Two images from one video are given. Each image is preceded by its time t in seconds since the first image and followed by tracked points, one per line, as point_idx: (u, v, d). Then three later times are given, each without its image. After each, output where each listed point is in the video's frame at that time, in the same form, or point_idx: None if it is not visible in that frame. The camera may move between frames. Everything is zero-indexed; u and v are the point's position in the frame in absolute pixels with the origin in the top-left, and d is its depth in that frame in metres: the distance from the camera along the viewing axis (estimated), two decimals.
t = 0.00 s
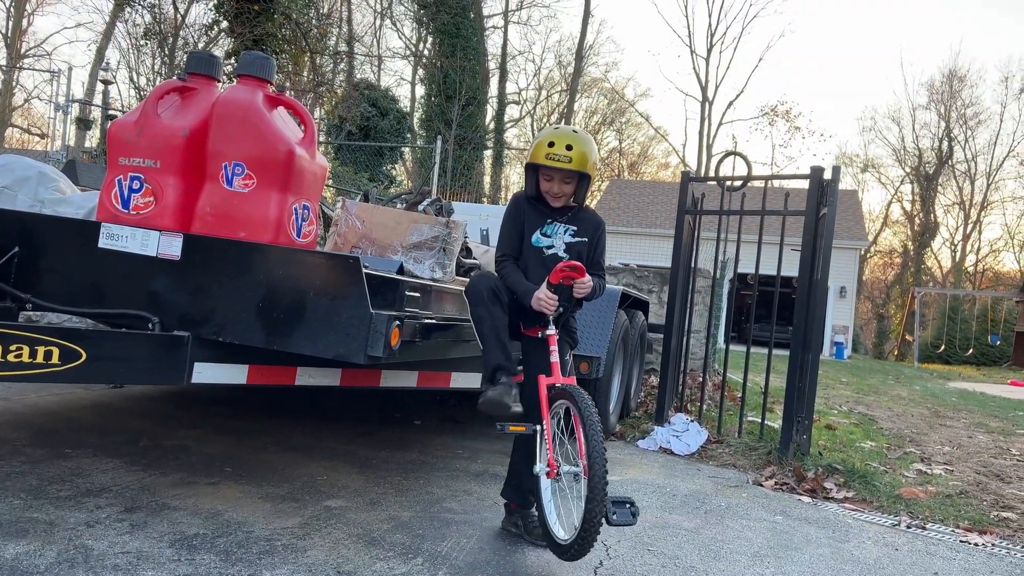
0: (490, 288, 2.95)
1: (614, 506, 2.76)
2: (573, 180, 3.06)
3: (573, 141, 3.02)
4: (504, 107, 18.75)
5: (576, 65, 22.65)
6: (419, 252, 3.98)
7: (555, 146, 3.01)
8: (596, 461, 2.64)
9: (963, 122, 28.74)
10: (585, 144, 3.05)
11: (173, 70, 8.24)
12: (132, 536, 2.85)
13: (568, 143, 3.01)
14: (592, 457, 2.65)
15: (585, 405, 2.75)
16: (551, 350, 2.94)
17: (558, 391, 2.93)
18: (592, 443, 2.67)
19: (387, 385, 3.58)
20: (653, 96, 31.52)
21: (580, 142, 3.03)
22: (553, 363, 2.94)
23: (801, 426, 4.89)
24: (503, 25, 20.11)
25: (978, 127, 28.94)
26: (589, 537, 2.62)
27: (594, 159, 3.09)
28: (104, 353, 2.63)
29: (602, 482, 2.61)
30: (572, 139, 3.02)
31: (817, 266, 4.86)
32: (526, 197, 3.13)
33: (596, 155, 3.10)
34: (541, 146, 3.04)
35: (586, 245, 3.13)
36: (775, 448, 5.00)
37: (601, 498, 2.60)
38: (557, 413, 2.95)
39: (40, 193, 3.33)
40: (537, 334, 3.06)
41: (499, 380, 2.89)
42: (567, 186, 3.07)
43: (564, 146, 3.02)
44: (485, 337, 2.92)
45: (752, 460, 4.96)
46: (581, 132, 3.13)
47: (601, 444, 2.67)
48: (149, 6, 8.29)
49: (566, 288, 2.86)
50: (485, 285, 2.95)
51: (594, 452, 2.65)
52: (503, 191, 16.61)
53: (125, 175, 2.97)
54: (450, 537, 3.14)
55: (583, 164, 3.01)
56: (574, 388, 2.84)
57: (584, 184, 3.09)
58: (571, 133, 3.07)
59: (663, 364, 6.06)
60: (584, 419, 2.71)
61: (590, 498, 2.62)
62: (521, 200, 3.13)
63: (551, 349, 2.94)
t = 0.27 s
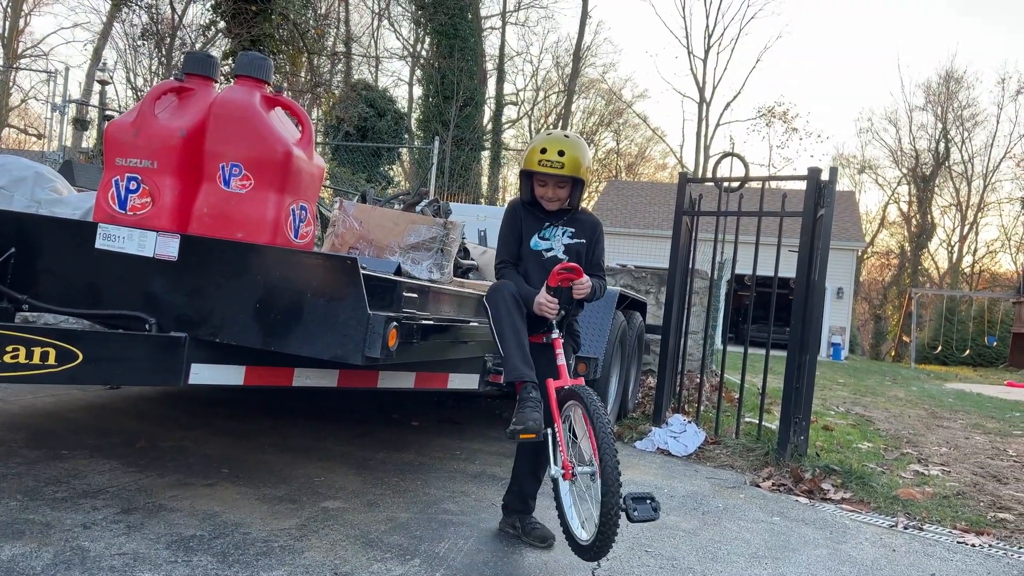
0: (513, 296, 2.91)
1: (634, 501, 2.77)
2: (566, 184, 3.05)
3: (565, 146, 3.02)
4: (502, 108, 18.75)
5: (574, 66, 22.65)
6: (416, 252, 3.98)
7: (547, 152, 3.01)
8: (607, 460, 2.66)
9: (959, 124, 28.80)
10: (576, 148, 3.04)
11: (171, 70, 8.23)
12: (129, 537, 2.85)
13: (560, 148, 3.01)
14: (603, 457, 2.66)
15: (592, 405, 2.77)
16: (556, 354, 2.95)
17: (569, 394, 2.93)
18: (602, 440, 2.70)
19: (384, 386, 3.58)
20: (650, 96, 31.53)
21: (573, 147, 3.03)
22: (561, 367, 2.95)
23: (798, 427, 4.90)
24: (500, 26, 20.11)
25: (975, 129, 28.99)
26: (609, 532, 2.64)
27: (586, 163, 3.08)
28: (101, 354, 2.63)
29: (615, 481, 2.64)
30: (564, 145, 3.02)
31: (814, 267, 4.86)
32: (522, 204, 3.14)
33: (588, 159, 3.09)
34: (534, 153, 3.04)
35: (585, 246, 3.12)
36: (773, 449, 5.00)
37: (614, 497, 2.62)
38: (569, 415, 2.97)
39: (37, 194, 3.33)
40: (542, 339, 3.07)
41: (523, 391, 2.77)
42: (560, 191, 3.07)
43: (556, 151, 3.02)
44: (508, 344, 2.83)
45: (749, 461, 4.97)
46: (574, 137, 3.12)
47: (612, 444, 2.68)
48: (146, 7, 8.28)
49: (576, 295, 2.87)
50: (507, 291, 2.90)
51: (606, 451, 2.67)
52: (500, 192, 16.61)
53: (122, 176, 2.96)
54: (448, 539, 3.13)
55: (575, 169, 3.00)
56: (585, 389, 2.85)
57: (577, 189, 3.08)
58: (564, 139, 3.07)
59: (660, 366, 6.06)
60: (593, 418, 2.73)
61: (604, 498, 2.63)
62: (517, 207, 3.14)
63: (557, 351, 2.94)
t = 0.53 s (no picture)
0: (509, 307, 2.89)
1: (633, 508, 2.77)
2: (561, 187, 3.04)
3: (555, 149, 2.98)
4: (500, 109, 18.76)
5: (571, 67, 22.66)
6: (414, 253, 3.97)
7: (536, 156, 2.98)
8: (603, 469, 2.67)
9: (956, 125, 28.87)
10: (568, 150, 3.00)
11: (168, 71, 8.22)
12: (126, 539, 2.84)
13: (549, 152, 2.99)
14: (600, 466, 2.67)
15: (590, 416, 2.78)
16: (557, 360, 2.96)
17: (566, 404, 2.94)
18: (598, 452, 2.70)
19: (381, 387, 3.57)
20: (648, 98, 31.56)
21: (564, 149, 3.00)
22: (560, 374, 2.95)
23: (796, 428, 4.91)
24: (499, 27, 20.12)
25: (971, 130, 29.06)
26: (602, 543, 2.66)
27: (580, 165, 3.04)
28: (98, 355, 2.62)
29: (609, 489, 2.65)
30: (555, 147, 2.99)
31: (811, 268, 4.86)
32: (523, 207, 3.15)
33: (582, 160, 3.05)
34: (526, 158, 3.03)
35: (587, 247, 3.12)
36: (770, 450, 5.00)
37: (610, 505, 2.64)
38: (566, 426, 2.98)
39: (34, 194, 3.33)
40: (543, 342, 3.05)
41: (516, 408, 2.78)
42: (557, 194, 3.06)
43: (546, 155, 2.99)
44: (502, 357, 2.83)
45: (747, 462, 4.97)
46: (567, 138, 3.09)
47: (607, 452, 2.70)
48: (144, 7, 8.28)
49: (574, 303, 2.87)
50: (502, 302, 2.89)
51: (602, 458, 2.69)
52: (498, 193, 16.61)
53: (119, 177, 2.95)
54: (445, 540, 3.13)
55: (565, 172, 2.97)
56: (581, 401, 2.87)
57: (573, 191, 3.05)
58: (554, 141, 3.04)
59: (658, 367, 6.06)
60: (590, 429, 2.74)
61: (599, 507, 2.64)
62: (517, 211, 3.16)
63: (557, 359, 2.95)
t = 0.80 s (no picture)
0: (497, 317, 2.91)
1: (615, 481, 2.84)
2: (564, 182, 3.05)
3: (558, 144, 3.01)
4: (498, 110, 18.76)
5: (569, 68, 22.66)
6: (412, 254, 3.97)
7: (538, 150, 3.03)
8: (569, 462, 2.66)
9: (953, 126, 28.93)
10: (572, 146, 3.03)
11: (166, 71, 8.22)
12: (123, 541, 2.83)
13: (551, 145, 3.02)
14: (565, 461, 2.66)
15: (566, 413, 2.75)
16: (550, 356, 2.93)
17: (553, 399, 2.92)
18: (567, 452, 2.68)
19: (379, 389, 3.57)
20: (645, 99, 31.58)
21: (566, 144, 3.02)
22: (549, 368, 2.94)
23: (793, 429, 4.91)
24: (497, 28, 20.12)
25: (969, 131, 29.11)
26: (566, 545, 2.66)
27: (584, 162, 3.06)
28: (96, 356, 2.62)
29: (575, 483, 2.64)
30: (558, 142, 3.02)
31: (809, 269, 4.87)
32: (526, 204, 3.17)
33: (586, 157, 3.07)
34: (529, 153, 3.07)
35: (587, 248, 3.11)
36: (768, 451, 5.00)
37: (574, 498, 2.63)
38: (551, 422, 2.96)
39: (31, 195, 3.33)
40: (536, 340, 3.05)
41: (495, 420, 2.81)
42: (559, 190, 3.06)
43: (549, 149, 3.02)
44: (485, 361, 2.86)
45: (745, 463, 4.97)
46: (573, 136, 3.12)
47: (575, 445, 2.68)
48: (141, 8, 8.27)
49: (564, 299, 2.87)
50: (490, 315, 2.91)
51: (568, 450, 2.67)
52: (496, 194, 16.61)
53: (117, 177, 2.95)
54: (443, 541, 3.12)
55: (567, 166, 2.99)
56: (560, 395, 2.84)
57: (575, 188, 3.06)
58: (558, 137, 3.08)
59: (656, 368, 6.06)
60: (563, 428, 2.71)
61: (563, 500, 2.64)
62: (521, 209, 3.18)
63: (550, 353, 2.93)
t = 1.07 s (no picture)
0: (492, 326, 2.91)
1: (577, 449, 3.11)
2: (556, 179, 3.05)
3: (549, 141, 3.04)
4: (496, 111, 18.76)
5: (568, 69, 22.66)
6: (411, 255, 3.97)
7: (529, 147, 3.06)
8: (523, 450, 2.72)
9: (951, 127, 28.97)
10: (563, 144, 3.05)
11: (164, 73, 8.22)
12: (122, 542, 2.83)
13: (542, 144, 3.05)
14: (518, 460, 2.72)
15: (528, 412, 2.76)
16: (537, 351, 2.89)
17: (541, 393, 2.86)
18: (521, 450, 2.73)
19: (378, 390, 3.57)
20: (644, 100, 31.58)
21: (557, 142, 3.05)
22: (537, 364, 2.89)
23: (792, 429, 4.91)
24: (495, 29, 20.12)
25: (966, 132, 29.15)
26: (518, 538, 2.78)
27: (576, 159, 3.06)
28: (94, 357, 2.61)
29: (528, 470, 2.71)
30: (549, 139, 3.04)
31: (808, 270, 4.88)
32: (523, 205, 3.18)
33: (579, 155, 3.08)
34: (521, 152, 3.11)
35: (584, 247, 3.08)
36: (767, 451, 5.01)
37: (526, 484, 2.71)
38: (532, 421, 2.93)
39: (30, 196, 3.34)
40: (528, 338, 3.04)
41: (472, 430, 2.79)
42: (552, 187, 3.06)
43: (540, 147, 3.06)
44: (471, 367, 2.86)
45: (744, 463, 4.98)
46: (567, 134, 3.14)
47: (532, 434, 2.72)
48: (139, 9, 8.28)
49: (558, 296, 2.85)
50: (484, 322, 2.90)
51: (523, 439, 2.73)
52: (495, 195, 16.60)
53: (116, 178, 2.95)
54: (442, 542, 3.13)
55: (556, 162, 3.00)
56: (530, 387, 2.81)
57: (568, 185, 3.06)
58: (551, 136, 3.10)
59: (655, 368, 6.07)
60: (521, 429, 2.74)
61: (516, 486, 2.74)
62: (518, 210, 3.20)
63: (540, 348, 2.87)
